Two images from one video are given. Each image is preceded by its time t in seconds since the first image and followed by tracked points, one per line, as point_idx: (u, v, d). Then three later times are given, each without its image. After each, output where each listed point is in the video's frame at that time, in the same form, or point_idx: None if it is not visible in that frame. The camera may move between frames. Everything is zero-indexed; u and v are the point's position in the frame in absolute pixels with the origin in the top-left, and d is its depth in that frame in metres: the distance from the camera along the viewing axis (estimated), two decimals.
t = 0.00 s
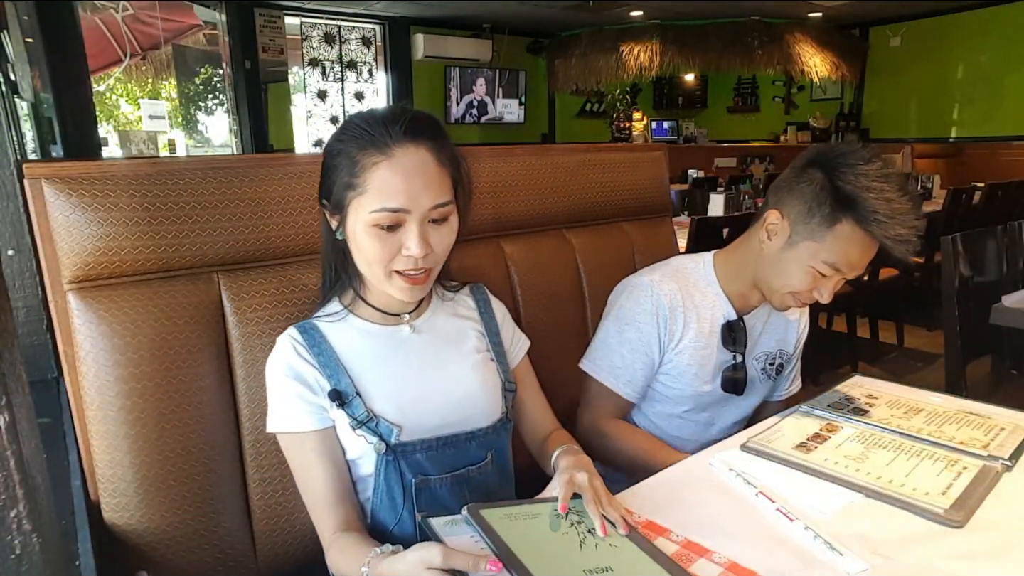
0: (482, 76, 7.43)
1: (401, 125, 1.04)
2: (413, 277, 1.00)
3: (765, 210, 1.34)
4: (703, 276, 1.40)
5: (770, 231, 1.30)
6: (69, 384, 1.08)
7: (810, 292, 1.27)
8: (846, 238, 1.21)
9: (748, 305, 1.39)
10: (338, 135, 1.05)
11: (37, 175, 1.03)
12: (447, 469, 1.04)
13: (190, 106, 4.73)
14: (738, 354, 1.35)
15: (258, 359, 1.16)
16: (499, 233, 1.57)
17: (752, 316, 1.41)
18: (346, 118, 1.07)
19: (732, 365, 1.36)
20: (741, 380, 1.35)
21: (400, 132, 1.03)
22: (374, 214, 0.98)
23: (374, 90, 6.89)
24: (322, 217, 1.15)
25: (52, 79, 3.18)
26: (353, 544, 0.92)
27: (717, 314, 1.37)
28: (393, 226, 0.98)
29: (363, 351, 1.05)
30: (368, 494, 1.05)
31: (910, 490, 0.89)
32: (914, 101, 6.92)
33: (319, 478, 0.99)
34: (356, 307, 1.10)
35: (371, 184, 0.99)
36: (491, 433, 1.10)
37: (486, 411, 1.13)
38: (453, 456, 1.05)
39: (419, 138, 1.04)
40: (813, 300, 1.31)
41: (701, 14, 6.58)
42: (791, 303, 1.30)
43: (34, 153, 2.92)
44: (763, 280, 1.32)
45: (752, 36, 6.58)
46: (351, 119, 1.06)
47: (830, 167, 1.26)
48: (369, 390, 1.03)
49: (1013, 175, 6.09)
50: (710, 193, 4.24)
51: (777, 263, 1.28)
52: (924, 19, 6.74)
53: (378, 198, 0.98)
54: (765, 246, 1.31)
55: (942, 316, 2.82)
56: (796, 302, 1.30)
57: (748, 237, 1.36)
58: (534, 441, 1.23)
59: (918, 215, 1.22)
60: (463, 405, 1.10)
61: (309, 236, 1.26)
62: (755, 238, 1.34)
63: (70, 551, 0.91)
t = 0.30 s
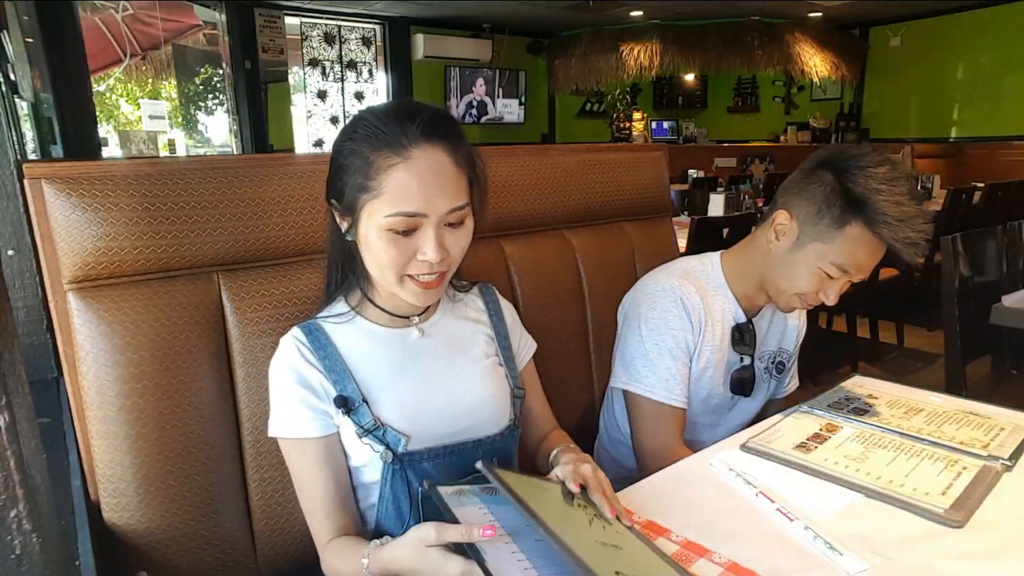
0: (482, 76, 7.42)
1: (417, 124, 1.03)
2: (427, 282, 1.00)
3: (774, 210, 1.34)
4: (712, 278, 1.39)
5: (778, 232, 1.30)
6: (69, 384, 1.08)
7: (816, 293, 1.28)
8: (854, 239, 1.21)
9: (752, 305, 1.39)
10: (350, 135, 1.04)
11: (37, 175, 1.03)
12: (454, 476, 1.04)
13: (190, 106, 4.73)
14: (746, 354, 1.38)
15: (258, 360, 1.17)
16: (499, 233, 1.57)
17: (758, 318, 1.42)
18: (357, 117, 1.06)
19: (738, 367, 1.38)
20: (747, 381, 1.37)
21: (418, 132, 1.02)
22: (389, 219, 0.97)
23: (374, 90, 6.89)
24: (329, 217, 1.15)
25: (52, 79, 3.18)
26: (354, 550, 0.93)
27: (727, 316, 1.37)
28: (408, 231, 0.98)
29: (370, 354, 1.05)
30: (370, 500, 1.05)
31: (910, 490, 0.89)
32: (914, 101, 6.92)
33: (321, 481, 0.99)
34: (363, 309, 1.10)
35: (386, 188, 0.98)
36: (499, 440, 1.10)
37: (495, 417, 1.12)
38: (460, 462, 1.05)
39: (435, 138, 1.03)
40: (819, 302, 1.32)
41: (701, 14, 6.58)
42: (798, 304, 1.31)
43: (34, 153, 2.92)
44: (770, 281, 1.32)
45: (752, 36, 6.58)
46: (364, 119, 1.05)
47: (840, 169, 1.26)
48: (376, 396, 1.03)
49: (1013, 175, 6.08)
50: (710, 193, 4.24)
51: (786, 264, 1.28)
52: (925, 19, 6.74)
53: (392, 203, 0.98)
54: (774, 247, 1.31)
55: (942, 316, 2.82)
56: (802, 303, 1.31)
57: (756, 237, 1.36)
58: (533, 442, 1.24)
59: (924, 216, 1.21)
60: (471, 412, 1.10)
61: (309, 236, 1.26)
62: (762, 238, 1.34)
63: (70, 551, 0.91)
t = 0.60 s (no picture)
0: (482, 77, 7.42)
1: (438, 126, 1.03)
2: (435, 283, 0.99)
3: (778, 212, 1.34)
4: (717, 280, 1.39)
5: (781, 234, 1.30)
6: (68, 384, 1.08)
7: (818, 298, 1.28)
8: (857, 244, 1.21)
9: (753, 306, 1.39)
10: (367, 131, 1.06)
11: (37, 175, 1.03)
12: (457, 480, 1.05)
13: (190, 106, 4.73)
14: (748, 357, 1.38)
15: (257, 359, 1.16)
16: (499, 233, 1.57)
17: (762, 320, 1.42)
18: (378, 114, 1.08)
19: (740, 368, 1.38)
20: (750, 383, 1.37)
21: (435, 133, 1.02)
22: (399, 212, 0.97)
23: (374, 90, 6.88)
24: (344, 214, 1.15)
25: (52, 79, 3.18)
26: (349, 552, 0.93)
27: (733, 319, 1.37)
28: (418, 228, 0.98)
29: (375, 355, 1.04)
30: (367, 503, 1.05)
31: (910, 490, 0.89)
32: (914, 101, 6.91)
33: (321, 482, 0.99)
34: (370, 308, 1.09)
35: (397, 182, 0.99)
36: (503, 446, 1.10)
37: (500, 423, 1.12)
38: (462, 467, 1.05)
39: (454, 139, 1.03)
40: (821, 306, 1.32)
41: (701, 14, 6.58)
42: (800, 308, 1.31)
43: (34, 154, 2.91)
44: (772, 283, 1.32)
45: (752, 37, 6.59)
46: (384, 114, 1.06)
47: (846, 172, 1.26)
48: (380, 398, 1.03)
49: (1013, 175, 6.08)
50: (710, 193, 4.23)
51: (789, 266, 1.28)
52: (925, 19, 6.74)
53: (404, 196, 0.98)
54: (776, 248, 1.31)
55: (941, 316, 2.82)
56: (804, 307, 1.31)
57: (760, 239, 1.36)
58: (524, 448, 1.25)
59: (926, 218, 1.21)
60: (476, 418, 1.09)
61: (309, 236, 1.26)
62: (765, 239, 1.34)
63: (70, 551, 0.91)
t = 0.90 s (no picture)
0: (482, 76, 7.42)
1: (441, 118, 1.04)
2: (434, 276, 0.98)
3: (778, 212, 1.34)
4: (717, 280, 1.39)
5: (781, 235, 1.30)
6: (68, 384, 1.08)
7: (818, 298, 1.29)
8: (857, 245, 1.21)
9: (753, 306, 1.39)
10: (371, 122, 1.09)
11: (37, 175, 1.03)
12: (463, 482, 1.06)
13: (190, 106, 4.77)
14: (749, 357, 1.38)
15: (257, 359, 1.16)
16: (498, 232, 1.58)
17: (762, 321, 1.42)
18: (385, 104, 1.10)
19: (741, 369, 1.38)
20: (750, 384, 1.38)
21: (434, 123, 1.03)
22: (397, 198, 0.98)
23: (374, 90, 6.88)
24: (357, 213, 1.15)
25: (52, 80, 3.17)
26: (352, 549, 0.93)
27: (733, 319, 1.37)
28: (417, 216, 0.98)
29: (387, 355, 1.04)
30: (373, 502, 1.05)
31: (911, 491, 0.89)
32: (914, 101, 6.91)
33: (327, 483, 0.98)
34: (382, 306, 1.09)
35: (396, 168, 1.00)
36: (509, 449, 1.11)
37: (508, 428, 1.12)
38: (469, 469, 1.06)
39: (455, 132, 1.04)
40: (822, 306, 1.32)
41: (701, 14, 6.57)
42: (800, 308, 1.32)
43: (34, 154, 2.90)
44: (772, 284, 1.32)
45: (752, 36, 6.61)
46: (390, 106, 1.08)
47: (845, 173, 1.26)
48: (390, 399, 1.03)
49: (1013, 176, 6.08)
50: (710, 194, 4.23)
51: (789, 266, 1.28)
52: (925, 19, 6.74)
53: (403, 180, 0.99)
54: (775, 249, 1.31)
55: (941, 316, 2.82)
56: (804, 307, 1.31)
57: (759, 239, 1.36)
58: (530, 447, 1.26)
59: (927, 217, 1.21)
60: (485, 423, 1.09)
61: (309, 236, 1.26)
62: (765, 240, 1.34)
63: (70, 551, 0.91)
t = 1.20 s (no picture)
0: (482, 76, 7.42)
1: (462, 126, 1.02)
2: (454, 283, 0.99)
3: (777, 212, 1.34)
4: (717, 280, 1.39)
5: (779, 234, 1.31)
6: (68, 384, 1.08)
7: (817, 296, 1.29)
8: (856, 244, 1.21)
9: (752, 305, 1.39)
10: (387, 127, 1.06)
11: (37, 174, 1.03)
12: (467, 483, 1.06)
13: (190, 106, 4.76)
14: (749, 357, 1.38)
15: (257, 359, 1.17)
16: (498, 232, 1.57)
17: (762, 321, 1.42)
18: (403, 108, 1.07)
19: (741, 369, 1.38)
20: (750, 384, 1.37)
21: (457, 132, 1.01)
22: (421, 212, 0.96)
23: (374, 90, 6.88)
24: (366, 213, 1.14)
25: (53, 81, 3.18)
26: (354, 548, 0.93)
27: (733, 319, 1.37)
28: (439, 227, 0.97)
29: (393, 355, 1.04)
30: (376, 501, 1.05)
31: (910, 490, 0.89)
32: (914, 101, 6.91)
33: (330, 483, 0.98)
34: (390, 306, 1.09)
35: (420, 181, 0.98)
36: (513, 450, 1.11)
37: (512, 428, 1.13)
38: (473, 470, 1.06)
39: (476, 138, 1.02)
40: (822, 304, 1.32)
41: (701, 14, 6.57)
42: (799, 307, 1.31)
43: (34, 154, 2.91)
44: (772, 284, 1.32)
45: (752, 36, 6.62)
46: (409, 109, 1.06)
47: (844, 171, 1.26)
48: (395, 399, 1.03)
49: (1012, 176, 6.08)
50: (710, 194, 4.23)
51: (789, 265, 1.28)
52: (925, 19, 6.74)
53: (428, 195, 0.97)
54: (775, 248, 1.31)
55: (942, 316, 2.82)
56: (803, 306, 1.31)
57: (759, 239, 1.36)
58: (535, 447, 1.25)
59: (927, 216, 1.21)
60: (490, 423, 1.09)
61: (308, 236, 1.26)
62: (764, 238, 1.35)
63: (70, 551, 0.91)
